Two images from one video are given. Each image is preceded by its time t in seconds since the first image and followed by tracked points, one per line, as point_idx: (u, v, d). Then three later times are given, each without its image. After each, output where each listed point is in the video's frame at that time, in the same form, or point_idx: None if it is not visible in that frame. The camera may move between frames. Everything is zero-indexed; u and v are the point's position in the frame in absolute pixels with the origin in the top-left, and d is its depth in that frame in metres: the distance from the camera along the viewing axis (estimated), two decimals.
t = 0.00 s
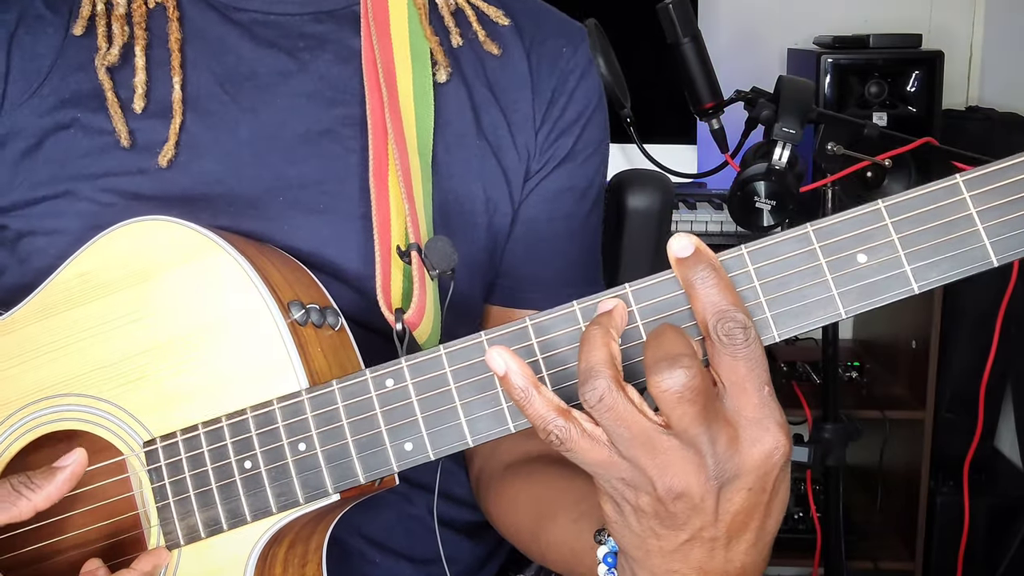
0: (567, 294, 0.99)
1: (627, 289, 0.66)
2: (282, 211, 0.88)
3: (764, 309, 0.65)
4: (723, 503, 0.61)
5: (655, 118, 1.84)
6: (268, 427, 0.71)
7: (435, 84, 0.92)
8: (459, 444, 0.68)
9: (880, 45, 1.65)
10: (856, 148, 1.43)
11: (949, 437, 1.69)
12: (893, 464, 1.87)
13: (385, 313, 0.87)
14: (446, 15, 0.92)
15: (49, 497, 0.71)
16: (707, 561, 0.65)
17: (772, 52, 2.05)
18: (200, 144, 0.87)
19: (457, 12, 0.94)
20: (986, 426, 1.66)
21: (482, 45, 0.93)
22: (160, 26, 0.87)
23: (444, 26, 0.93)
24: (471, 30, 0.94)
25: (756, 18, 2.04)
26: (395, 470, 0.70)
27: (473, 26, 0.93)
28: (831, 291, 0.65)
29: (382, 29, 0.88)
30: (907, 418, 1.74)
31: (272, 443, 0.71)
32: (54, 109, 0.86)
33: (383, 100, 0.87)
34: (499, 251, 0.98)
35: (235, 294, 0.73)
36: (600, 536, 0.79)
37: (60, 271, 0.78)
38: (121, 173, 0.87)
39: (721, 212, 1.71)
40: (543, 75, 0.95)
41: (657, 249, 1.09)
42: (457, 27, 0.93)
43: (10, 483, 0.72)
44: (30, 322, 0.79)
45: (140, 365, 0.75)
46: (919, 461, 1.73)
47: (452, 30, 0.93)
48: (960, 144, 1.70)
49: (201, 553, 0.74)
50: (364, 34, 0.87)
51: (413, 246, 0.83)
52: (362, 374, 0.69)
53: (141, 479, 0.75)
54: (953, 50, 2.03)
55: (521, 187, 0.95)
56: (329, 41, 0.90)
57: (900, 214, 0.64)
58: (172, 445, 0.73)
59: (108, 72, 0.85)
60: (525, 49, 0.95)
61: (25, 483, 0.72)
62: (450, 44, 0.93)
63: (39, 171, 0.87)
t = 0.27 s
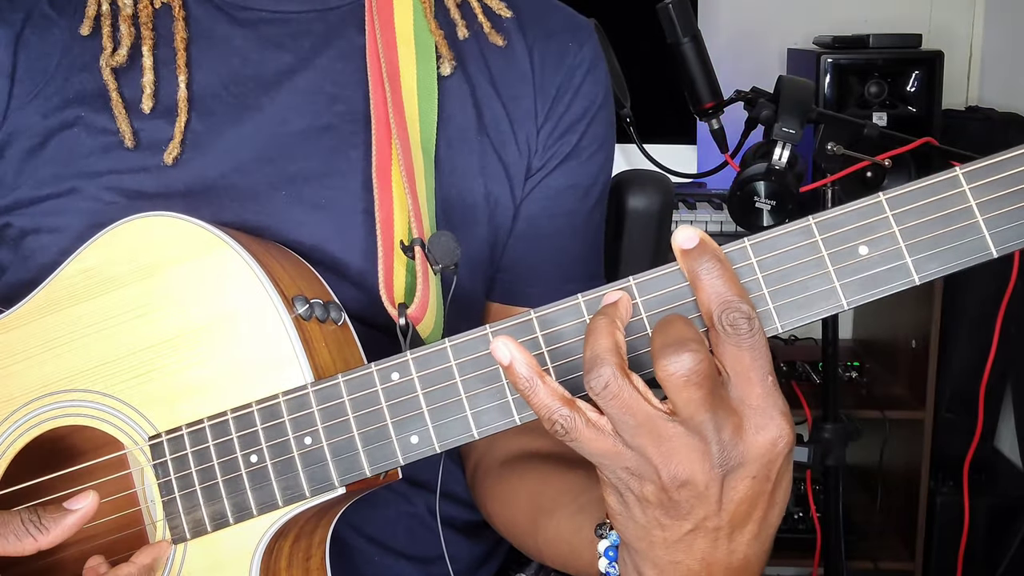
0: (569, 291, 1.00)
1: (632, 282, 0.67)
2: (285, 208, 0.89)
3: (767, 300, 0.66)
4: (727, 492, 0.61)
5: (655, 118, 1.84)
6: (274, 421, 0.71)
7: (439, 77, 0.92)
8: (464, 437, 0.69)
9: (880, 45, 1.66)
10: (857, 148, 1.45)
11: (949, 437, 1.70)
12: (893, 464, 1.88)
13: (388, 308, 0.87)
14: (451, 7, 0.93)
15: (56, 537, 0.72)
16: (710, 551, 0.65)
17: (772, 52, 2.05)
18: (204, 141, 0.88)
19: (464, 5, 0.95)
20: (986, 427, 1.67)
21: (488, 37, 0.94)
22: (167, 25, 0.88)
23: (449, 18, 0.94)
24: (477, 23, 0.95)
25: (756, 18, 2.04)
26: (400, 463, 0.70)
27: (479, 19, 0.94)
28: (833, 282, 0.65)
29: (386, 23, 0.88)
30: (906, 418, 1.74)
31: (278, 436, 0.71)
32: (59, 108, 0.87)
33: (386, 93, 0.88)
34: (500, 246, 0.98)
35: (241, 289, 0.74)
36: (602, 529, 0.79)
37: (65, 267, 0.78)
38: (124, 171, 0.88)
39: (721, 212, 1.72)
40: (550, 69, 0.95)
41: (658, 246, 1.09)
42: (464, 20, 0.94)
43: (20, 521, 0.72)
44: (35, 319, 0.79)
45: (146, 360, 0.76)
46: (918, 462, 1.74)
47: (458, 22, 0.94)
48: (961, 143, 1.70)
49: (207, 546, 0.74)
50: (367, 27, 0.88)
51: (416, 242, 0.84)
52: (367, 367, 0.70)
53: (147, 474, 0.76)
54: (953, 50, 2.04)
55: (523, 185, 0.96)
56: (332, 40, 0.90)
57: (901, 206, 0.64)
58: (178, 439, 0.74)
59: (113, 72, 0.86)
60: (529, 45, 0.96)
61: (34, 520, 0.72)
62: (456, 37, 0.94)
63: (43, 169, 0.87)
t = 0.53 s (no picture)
0: (570, 291, 1.00)
1: (633, 282, 0.67)
2: (286, 207, 0.89)
3: (768, 300, 0.66)
4: (725, 492, 0.62)
5: (654, 118, 1.84)
6: (275, 420, 0.72)
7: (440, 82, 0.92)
8: (465, 436, 0.69)
9: (880, 44, 1.65)
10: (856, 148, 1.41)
11: (950, 437, 1.70)
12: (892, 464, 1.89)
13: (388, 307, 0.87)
14: (454, 9, 0.93)
15: None
16: (708, 551, 0.65)
17: (772, 52, 2.06)
18: (205, 141, 0.88)
19: (467, 7, 0.95)
20: (986, 428, 1.66)
21: (491, 40, 0.94)
22: (167, 24, 0.88)
23: (453, 21, 0.94)
24: (480, 25, 0.95)
25: (756, 18, 2.04)
26: (401, 462, 0.70)
27: (482, 20, 0.94)
28: (834, 283, 0.66)
29: (387, 23, 0.89)
30: (906, 418, 1.75)
31: (278, 435, 0.72)
32: (61, 108, 0.87)
33: (387, 92, 0.88)
34: (501, 245, 0.99)
35: (242, 288, 0.74)
36: (600, 529, 0.79)
37: (66, 266, 0.78)
38: (125, 171, 0.88)
39: (721, 212, 1.71)
40: (552, 68, 0.95)
41: (658, 246, 1.09)
42: (467, 22, 0.94)
43: (21, 557, 0.73)
44: (36, 318, 0.79)
45: (148, 359, 0.76)
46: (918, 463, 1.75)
47: (460, 25, 0.94)
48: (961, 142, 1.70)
49: (208, 545, 0.74)
50: (368, 27, 0.88)
51: (418, 242, 0.84)
52: (368, 366, 0.70)
53: (148, 473, 0.76)
54: (953, 50, 2.04)
55: (523, 185, 0.97)
56: (333, 41, 0.90)
57: (902, 207, 0.64)
58: (179, 438, 0.74)
59: (114, 72, 0.86)
60: (532, 46, 0.96)
61: (34, 558, 0.72)
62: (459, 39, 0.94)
63: (45, 169, 0.88)
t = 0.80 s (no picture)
0: (570, 290, 1.00)
1: (635, 284, 0.67)
2: (287, 207, 0.89)
3: (770, 303, 0.66)
4: (726, 495, 0.62)
5: (654, 118, 1.84)
6: (276, 421, 0.72)
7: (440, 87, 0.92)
8: (467, 438, 0.69)
9: (879, 45, 1.65)
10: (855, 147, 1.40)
11: (950, 436, 1.70)
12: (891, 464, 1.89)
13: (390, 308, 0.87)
14: (455, 14, 0.93)
15: None
16: (708, 553, 0.65)
17: (772, 53, 2.06)
18: (206, 141, 0.88)
19: (467, 11, 0.95)
20: (985, 427, 1.66)
21: (494, 44, 0.94)
22: (169, 25, 0.88)
23: (453, 26, 0.94)
24: (481, 28, 0.95)
25: (756, 18, 2.04)
26: (402, 463, 0.70)
27: (484, 24, 0.94)
28: (836, 286, 0.66)
29: (387, 24, 0.88)
30: (906, 418, 1.75)
31: (280, 436, 0.72)
32: (62, 108, 0.87)
33: (387, 93, 0.88)
34: (501, 244, 0.99)
35: (244, 289, 0.74)
36: (599, 529, 0.78)
37: (68, 266, 0.79)
38: (126, 171, 0.88)
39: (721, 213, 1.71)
40: (552, 68, 0.95)
41: (657, 247, 1.09)
42: (468, 28, 0.94)
43: None
44: (37, 318, 0.79)
45: (149, 359, 0.76)
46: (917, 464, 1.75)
47: (460, 31, 0.94)
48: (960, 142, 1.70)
49: (209, 545, 0.74)
50: (369, 29, 0.88)
51: (419, 243, 0.84)
52: (369, 367, 0.70)
53: (150, 473, 0.76)
54: (953, 50, 2.04)
55: (524, 183, 0.97)
56: (334, 42, 0.90)
57: (904, 210, 0.64)
58: (180, 439, 0.74)
59: (114, 72, 0.86)
60: (532, 45, 0.96)
61: None
62: (459, 44, 0.94)
63: (47, 169, 0.88)
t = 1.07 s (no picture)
0: (570, 289, 1.00)
1: (638, 284, 0.67)
2: (288, 207, 0.89)
3: (773, 302, 0.66)
4: (728, 494, 0.62)
5: (654, 117, 1.84)
6: (280, 419, 0.72)
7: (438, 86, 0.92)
8: (470, 437, 0.69)
9: (879, 44, 1.66)
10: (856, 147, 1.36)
11: (948, 435, 1.69)
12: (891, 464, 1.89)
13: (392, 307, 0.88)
14: (453, 14, 0.94)
15: None
16: (710, 551, 0.66)
17: (772, 52, 2.06)
18: (207, 142, 0.88)
19: (466, 10, 0.95)
20: (985, 427, 1.65)
21: (491, 43, 0.94)
22: (173, 28, 0.88)
23: (452, 26, 0.94)
24: (480, 28, 0.95)
25: (756, 18, 2.04)
26: (406, 461, 0.71)
27: (482, 23, 0.94)
28: (838, 286, 0.66)
29: (386, 23, 0.89)
30: (906, 418, 1.76)
31: (284, 435, 0.72)
32: (64, 108, 0.87)
33: (388, 93, 0.88)
34: (501, 243, 0.99)
35: (247, 289, 0.74)
36: (601, 527, 0.79)
37: (72, 265, 0.79)
38: (128, 171, 0.88)
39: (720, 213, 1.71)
40: (551, 66, 0.95)
41: (657, 247, 1.10)
42: (466, 27, 0.94)
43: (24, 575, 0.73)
44: (41, 317, 0.79)
45: (152, 358, 0.76)
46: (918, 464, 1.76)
47: (459, 30, 0.94)
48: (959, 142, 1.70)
49: (213, 544, 0.74)
50: (368, 30, 0.89)
51: (420, 241, 0.84)
52: (373, 367, 0.70)
53: (154, 472, 0.76)
54: (953, 50, 2.04)
55: (523, 181, 0.97)
56: (333, 43, 0.90)
57: (906, 210, 0.65)
58: (183, 437, 0.74)
59: (117, 82, 0.86)
60: (531, 44, 0.96)
61: None
62: (458, 44, 0.94)
63: (48, 169, 0.88)
